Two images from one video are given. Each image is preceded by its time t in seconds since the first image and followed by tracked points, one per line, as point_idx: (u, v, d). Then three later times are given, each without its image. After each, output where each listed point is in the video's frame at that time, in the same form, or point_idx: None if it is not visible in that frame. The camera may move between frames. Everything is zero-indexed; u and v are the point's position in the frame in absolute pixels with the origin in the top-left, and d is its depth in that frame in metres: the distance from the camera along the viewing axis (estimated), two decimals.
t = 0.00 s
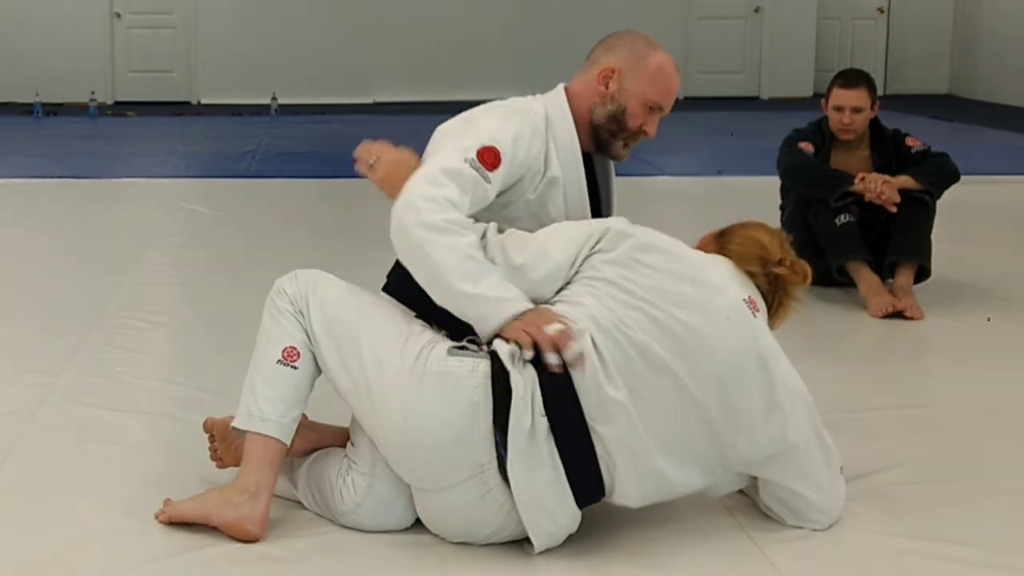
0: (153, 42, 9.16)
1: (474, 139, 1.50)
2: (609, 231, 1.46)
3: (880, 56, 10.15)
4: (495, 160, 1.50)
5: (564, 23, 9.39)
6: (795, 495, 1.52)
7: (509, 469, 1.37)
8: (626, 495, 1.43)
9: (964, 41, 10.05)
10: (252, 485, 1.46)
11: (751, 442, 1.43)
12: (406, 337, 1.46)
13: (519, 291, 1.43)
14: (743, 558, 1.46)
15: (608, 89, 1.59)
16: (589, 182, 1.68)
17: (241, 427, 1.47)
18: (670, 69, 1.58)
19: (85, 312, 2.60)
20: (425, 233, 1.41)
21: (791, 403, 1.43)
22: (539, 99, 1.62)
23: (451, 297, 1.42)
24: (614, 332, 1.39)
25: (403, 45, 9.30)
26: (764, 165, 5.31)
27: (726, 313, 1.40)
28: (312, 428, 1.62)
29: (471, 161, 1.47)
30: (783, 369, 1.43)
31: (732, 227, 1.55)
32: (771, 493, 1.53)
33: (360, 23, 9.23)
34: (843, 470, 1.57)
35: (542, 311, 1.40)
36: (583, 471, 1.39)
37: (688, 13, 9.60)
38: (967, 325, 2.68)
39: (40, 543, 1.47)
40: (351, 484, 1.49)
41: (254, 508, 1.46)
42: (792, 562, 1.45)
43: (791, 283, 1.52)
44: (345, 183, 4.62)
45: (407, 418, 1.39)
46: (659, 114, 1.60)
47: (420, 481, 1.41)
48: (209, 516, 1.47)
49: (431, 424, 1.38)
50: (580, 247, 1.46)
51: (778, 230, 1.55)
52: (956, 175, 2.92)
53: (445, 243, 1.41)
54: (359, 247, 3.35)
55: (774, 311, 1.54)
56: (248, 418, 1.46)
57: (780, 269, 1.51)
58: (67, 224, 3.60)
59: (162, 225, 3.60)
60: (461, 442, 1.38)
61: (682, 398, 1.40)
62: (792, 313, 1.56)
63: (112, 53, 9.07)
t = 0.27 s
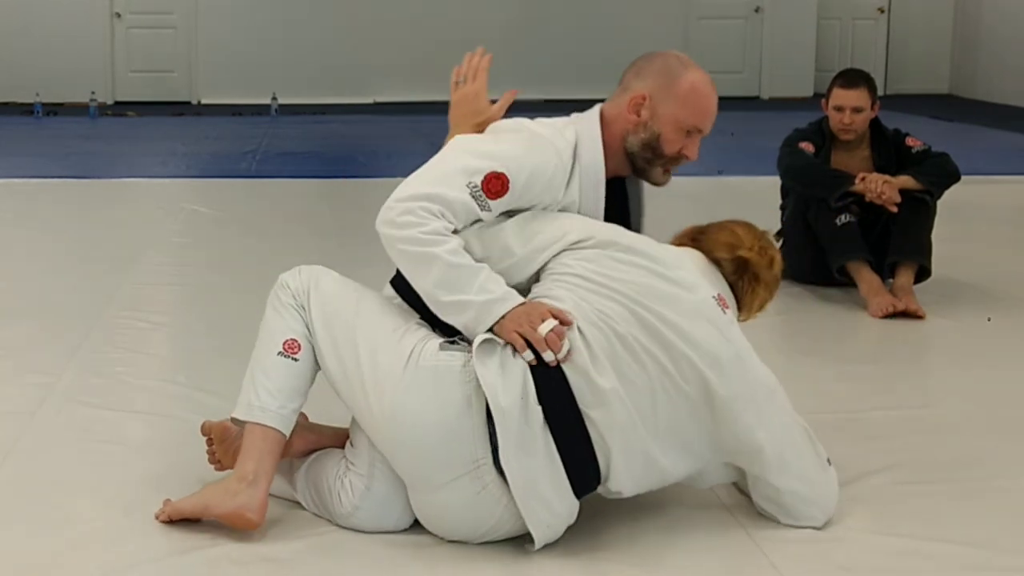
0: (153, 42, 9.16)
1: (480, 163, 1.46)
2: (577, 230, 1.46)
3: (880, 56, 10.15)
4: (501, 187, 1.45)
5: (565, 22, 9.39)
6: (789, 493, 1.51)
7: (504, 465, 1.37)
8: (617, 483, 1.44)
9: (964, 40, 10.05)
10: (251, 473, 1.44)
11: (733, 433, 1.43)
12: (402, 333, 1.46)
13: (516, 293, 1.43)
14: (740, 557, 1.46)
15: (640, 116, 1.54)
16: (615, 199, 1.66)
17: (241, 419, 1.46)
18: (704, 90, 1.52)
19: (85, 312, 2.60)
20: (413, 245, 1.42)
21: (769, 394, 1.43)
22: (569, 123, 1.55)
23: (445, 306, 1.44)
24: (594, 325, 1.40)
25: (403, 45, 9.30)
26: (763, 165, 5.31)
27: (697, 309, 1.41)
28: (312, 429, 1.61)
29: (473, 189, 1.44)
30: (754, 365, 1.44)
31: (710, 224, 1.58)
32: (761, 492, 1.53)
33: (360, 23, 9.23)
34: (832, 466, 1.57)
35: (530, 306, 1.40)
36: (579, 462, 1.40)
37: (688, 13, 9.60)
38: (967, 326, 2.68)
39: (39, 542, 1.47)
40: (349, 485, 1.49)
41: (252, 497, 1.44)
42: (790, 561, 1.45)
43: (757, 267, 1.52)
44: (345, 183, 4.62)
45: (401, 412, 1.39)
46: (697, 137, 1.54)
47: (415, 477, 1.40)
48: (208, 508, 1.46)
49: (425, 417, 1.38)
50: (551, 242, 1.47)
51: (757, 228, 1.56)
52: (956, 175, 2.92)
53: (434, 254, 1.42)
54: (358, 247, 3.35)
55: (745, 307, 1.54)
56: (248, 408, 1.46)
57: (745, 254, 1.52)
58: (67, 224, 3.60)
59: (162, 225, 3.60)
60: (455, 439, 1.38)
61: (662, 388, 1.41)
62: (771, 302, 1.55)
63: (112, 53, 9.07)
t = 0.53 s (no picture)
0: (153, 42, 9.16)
1: (512, 161, 1.46)
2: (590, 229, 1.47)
3: (880, 56, 10.15)
4: (532, 185, 1.45)
5: (565, 23, 9.39)
6: (793, 496, 1.51)
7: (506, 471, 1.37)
8: (620, 488, 1.45)
9: (964, 41, 10.04)
10: (247, 473, 1.44)
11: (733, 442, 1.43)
12: (403, 334, 1.46)
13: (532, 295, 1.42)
14: (741, 557, 1.46)
15: (666, 142, 1.53)
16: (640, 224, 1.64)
17: (239, 416, 1.46)
18: (734, 122, 1.51)
19: (85, 312, 2.60)
20: (439, 229, 1.41)
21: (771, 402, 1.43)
22: (602, 138, 1.56)
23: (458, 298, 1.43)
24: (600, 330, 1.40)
25: (403, 45, 9.30)
26: (763, 165, 5.31)
27: (702, 314, 1.40)
28: (312, 429, 1.61)
29: (502, 182, 1.44)
30: (759, 370, 1.43)
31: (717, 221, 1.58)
32: (763, 494, 1.53)
33: (360, 23, 9.23)
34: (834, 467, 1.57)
35: (545, 308, 1.40)
36: (582, 464, 1.40)
37: (688, 14, 9.60)
38: (966, 326, 2.68)
39: (39, 542, 1.47)
40: (350, 486, 1.49)
41: (247, 496, 1.44)
42: (790, 561, 1.45)
43: (762, 264, 1.52)
44: (345, 183, 4.62)
45: (402, 416, 1.39)
46: (722, 170, 1.53)
47: (416, 479, 1.40)
48: (205, 508, 1.46)
49: (426, 420, 1.38)
50: (561, 236, 1.48)
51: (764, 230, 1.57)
52: (955, 175, 2.92)
53: (459, 243, 1.41)
54: (358, 247, 3.35)
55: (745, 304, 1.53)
56: (246, 406, 1.46)
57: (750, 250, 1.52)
58: (68, 224, 3.60)
59: (162, 225, 3.60)
60: (456, 442, 1.38)
61: (666, 393, 1.41)
62: (768, 304, 1.54)
63: (113, 53, 9.08)
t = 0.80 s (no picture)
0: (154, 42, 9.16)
1: (521, 164, 1.45)
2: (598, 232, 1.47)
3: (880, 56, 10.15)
4: (543, 187, 1.45)
5: (565, 22, 9.39)
6: (797, 499, 1.51)
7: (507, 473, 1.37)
8: (623, 494, 1.45)
9: (964, 41, 10.04)
10: (245, 474, 1.44)
11: (738, 447, 1.43)
12: (403, 335, 1.46)
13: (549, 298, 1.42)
14: (741, 558, 1.46)
15: (668, 144, 1.53)
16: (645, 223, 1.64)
17: (237, 418, 1.46)
18: (735, 127, 1.52)
19: (85, 312, 2.60)
20: (452, 237, 1.40)
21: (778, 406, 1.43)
22: (607, 138, 1.56)
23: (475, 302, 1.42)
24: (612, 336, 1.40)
25: (404, 45, 9.30)
26: (762, 165, 5.31)
27: (711, 318, 1.40)
28: (312, 430, 1.61)
29: (513, 186, 1.44)
30: (769, 372, 1.43)
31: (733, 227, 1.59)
32: (766, 494, 1.53)
33: (360, 23, 9.23)
34: (837, 470, 1.57)
35: (566, 315, 1.40)
36: (582, 468, 1.39)
37: (688, 14, 9.60)
38: (966, 326, 2.68)
39: (37, 542, 1.47)
40: (350, 486, 1.49)
41: (245, 498, 1.43)
42: (790, 562, 1.45)
43: (779, 271, 1.53)
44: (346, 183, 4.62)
45: (403, 417, 1.39)
46: (724, 173, 1.53)
47: (417, 480, 1.40)
48: (203, 509, 1.46)
49: (426, 421, 1.38)
50: (570, 239, 1.48)
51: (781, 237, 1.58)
52: (955, 174, 2.92)
53: (473, 249, 1.40)
54: (358, 247, 3.35)
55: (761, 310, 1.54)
56: (245, 408, 1.46)
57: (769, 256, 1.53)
58: (68, 224, 3.60)
59: (162, 225, 3.60)
60: (456, 444, 1.38)
61: (673, 398, 1.41)
62: (786, 310, 1.55)
63: (113, 53, 9.08)
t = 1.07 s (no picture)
0: (153, 42, 9.16)
1: (532, 159, 1.46)
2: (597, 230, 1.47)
3: (881, 56, 10.14)
4: (554, 184, 1.46)
5: (565, 22, 9.39)
6: (797, 498, 1.51)
7: (506, 473, 1.37)
8: (620, 493, 1.45)
9: (964, 41, 10.04)
10: (244, 477, 1.44)
11: (737, 448, 1.43)
12: (402, 335, 1.47)
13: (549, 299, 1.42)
14: (741, 557, 1.46)
15: (670, 143, 1.53)
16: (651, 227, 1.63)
17: (235, 419, 1.46)
18: (739, 128, 1.52)
19: (85, 312, 2.60)
20: (462, 227, 1.41)
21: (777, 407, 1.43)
22: (611, 139, 1.56)
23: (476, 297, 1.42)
24: (607, 339, 1.40)
25: (404, 44, 9.30)
26: (762, 165, 5.31)
27: (711, 319, 1.40)
28: (312, 429, 1.61)
29: (525, 180, 1.44)
30: (769, 372, 1.43)
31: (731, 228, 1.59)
32: (766, 494, 1.53)
33: (360, 23, 9.23)
34: (838, 470, 1.57)
35: (563, 316, 1.40)
36: (580, 468, 1.39)
37: (688, 14, 9.61)
38: (967, 325, 2.68)
39: (37, 542, 1.47)
40: (350, 486, 1.49)
41: (244, 500, 1.44)
42: (791, 562, 1.45)
43: (781, 271, 1.53)
44: (346, 183, 4.61)
45: (401, 417, 1.39)
46: (726, 173, 1.53)
47: (416, 480, 1.40)
48: (202, 512, 1.46)
49: (426, 421, 1.38)
50: (571, 237, 1.48)
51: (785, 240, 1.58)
52: (956, 174, 2.92)
53: (482, 240, 1.40)
54: (358, 247, 3.35)
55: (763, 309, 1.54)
56: (242, 409, 1.46)
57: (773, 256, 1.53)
58: (68, 224, 3.60)
59: (162, 225, 3.60)
60: (456, 444, 1.38)
61: (671, 399, 1.41)
62: (788, 311, 1.55)
63: (113, 53, 9.08)
